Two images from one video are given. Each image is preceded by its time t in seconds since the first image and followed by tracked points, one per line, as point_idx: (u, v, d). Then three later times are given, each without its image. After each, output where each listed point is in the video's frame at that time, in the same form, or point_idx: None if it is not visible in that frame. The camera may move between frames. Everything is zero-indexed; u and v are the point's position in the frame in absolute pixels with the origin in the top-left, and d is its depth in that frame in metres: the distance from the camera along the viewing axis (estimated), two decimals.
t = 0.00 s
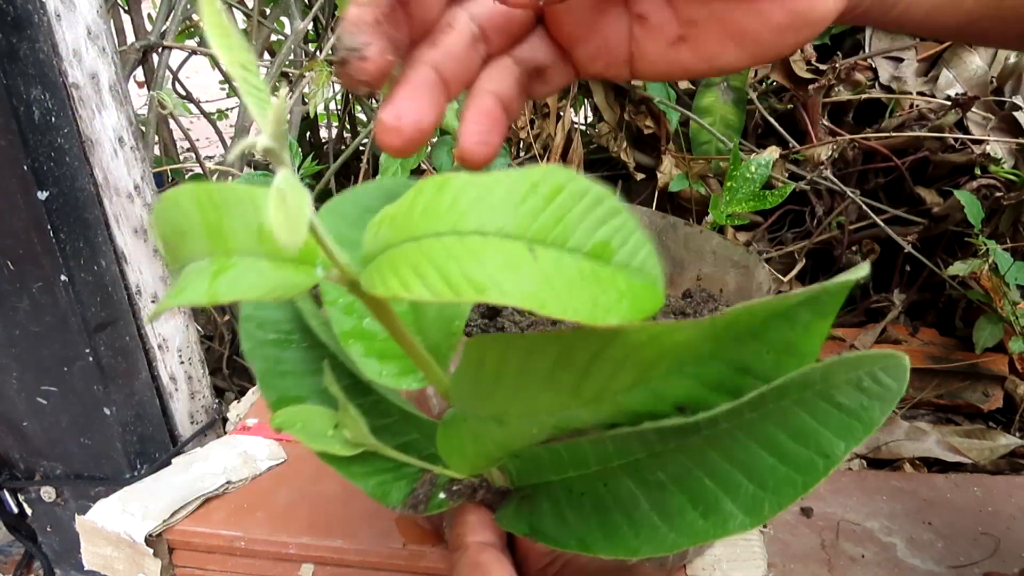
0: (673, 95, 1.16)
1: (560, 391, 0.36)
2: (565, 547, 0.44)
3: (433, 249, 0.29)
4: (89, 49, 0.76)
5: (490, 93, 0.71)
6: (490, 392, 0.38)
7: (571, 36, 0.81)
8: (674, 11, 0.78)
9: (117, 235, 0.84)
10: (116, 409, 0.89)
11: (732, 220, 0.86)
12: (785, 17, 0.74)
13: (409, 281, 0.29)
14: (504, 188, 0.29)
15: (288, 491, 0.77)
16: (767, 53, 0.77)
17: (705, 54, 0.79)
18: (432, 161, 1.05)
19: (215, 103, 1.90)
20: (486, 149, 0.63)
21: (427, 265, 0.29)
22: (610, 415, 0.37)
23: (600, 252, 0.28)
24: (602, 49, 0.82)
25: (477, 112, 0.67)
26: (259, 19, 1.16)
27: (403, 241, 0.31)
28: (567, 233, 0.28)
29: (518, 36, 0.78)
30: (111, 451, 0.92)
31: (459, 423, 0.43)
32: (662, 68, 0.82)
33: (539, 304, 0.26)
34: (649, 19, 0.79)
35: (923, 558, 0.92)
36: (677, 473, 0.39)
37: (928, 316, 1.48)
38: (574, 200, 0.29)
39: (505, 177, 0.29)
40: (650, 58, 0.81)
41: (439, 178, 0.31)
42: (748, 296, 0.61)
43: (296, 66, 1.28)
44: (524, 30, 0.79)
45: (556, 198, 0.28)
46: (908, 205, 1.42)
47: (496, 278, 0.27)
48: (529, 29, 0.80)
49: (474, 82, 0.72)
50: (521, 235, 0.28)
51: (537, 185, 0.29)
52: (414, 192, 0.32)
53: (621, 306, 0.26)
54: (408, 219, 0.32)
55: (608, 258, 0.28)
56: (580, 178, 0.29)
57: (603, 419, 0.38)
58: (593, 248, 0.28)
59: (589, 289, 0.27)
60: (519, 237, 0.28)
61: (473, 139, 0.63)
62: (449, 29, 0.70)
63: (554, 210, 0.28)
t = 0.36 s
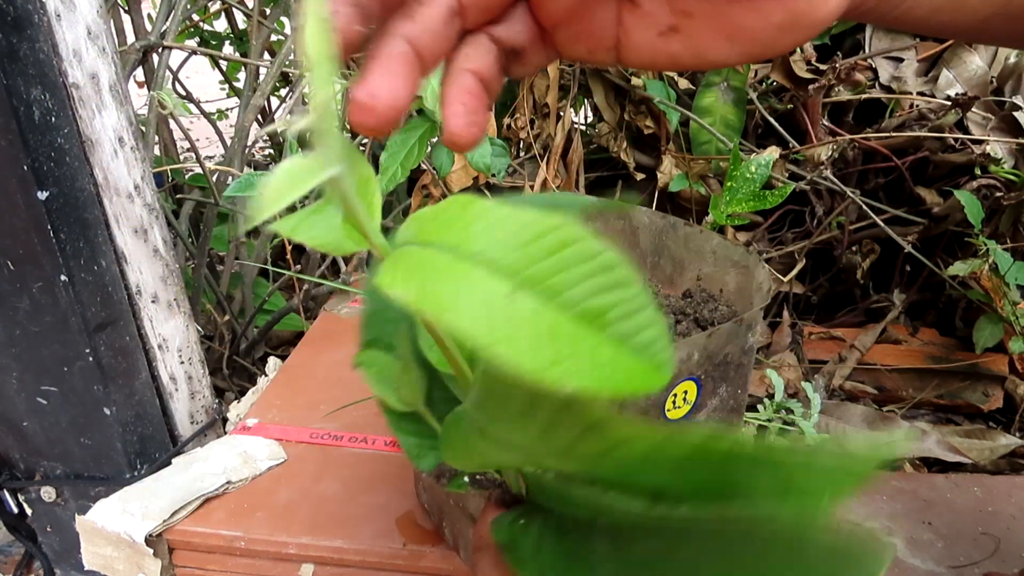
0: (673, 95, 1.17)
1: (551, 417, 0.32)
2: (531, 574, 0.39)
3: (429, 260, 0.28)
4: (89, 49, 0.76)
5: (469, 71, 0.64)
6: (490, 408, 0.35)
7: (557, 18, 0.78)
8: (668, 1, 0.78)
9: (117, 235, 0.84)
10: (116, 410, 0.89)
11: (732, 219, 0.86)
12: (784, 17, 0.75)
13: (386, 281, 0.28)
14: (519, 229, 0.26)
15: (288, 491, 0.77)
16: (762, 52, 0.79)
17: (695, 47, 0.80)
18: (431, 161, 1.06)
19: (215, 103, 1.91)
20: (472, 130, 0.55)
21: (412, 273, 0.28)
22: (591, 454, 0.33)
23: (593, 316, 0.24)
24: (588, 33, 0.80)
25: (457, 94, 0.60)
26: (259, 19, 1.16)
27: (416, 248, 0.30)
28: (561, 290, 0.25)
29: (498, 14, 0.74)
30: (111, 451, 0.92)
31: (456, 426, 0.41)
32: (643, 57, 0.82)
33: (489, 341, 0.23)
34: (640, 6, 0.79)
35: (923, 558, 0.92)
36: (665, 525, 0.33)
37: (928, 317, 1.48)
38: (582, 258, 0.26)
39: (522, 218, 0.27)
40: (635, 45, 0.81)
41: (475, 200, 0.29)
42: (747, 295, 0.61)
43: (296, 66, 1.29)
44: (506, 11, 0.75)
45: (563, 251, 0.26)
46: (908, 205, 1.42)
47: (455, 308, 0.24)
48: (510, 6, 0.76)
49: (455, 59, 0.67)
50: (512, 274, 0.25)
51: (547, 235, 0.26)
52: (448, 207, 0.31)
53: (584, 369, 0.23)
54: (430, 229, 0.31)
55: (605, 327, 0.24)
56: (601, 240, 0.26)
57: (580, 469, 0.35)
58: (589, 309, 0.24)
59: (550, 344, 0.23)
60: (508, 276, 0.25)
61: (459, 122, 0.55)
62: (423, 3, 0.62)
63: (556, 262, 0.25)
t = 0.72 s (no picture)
0: (674, 95, 1.17)
1: (541, 462, 0.35)
2: None
3: (438, 298, 0.31)
4: (89, 49, 0.76)
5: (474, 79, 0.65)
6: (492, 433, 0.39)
7: (562, 24, 0.77)
8: (678, 8, 0.77)
9: (117, 235, 0.84)
10: (116, 410, 0.89)
11: (732, 219, 0.86)
12: (796, 26, 0.74)
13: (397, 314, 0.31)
14: (527, 285, 0.28)
15: (288, 491, 0.77)
16: (771, 61, 0.78)
17: (704, 56, 0.79)
18: (431, 161, 1.05)
19: (215, 103, 1.91)
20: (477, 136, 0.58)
21: (422, 308, 0.31)
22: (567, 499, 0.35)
23: (586, 386, 0.28)
24: (593, 41, 0.80)
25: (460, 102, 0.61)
26: (259, 18, 1.16)
27: (428, 277, 0.32)
28: (560, 359, 0.28)
29: (502, 22, 0.74)
30: (111, 451, 0.92)
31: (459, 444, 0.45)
32: (650, 65, 0.81)
33: (479, 396, 0.27)
34: (648, 13, 0.77)
35: (923, 558, 0.92)
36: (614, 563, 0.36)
37: (928, 317, 1.48)
38: (588, 326, 0.27)
39: (532, 272, 0.28)
40: (642, 52, 0.80)
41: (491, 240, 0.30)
42: (747, 294, 0.61)
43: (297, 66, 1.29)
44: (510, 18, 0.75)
45: (570, 314, 0.27)
46: (908, 204, 1.42)
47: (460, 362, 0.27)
48: (514, 13, 0.75)
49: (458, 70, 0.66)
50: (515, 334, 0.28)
51: (556, 296, 0.28)
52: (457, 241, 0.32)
53: (570, 448, 0.27)
54: (444, 258, 0.32)
55: (602, 401, 0.28)
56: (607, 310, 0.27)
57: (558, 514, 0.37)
58: (582, 380, 0.28)
59: (544, 411, 0.27)
60: (511, 333, 0.28)
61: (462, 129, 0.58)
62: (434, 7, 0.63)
63: (560, 327, 0.28)
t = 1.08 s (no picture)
0: (674, 95, 1.16)
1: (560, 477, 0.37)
2: None
3: (458, 314, 0.32)
4: (89, 49, 0.76)
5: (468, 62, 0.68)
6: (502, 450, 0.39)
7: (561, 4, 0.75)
8: None
9: (117, 235, 0.84)
10: (116, 410, 0.89)
11: (732, 220, 0.86)
12: (812, 7, 0.71)
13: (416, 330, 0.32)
14: (555, 304, 0.30)
15: (288, 491, 0.77)
16: (783, 47, 0.75)
17: (712, 38, 0.75)
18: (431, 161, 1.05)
19: (215, 103, 1.91)
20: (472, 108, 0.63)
21: (441, 324, 0.32)
22: (585, 512, 0.36)
23: (614, 407, 0.30)
24: (591, 20, 0.76)
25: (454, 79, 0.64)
26: (259, 19, 1.16)
27: (446, 293, 0.33)
28: (589, 379, 0.30)
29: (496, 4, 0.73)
30: (111, 451, 0.92)
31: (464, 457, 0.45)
32: (649, 51, 0.77)
33: (507, 423, 0.28)
34: None
35: (923, 558, 0.92)
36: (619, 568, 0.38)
37: (928, 317, 1.48)
38: (618, 347, 0.30)
39: (561, 292, 0.30)
40: (643, 33, 0.76)
41: (515, 255, 0.32)
42: (747, 294, 0.61)
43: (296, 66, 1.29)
44: None
45: (601, 335, 0.30)
46: (908, 204, 1.42)
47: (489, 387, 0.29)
48: None
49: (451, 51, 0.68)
50: (542, 354, 0.30)
51: (588, 317, 0.29)
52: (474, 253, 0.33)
53: (599, 473, 0.29)
54: (463, 273, 0.33)
55: (631, 422, 0.30)
56: (638, 330, 0.30)
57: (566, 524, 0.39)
58: (612, 402, 0.30)
59: (573, 435, 0.29)
60: (538, 353, 0.30)
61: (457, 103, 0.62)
62: None
63: (589, 346, 0.30)
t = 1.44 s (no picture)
0: (674, 95, 1.16)
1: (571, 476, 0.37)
2: None
3: (480, 307, 0.31)
4: (89, 49, 0.76)
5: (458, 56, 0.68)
6: (512, 447, 0.39)
7: None
8: None
9: (117, 235, 0.84)
10: (116, 410, 0.89)
11: (732, 220, 0.86)
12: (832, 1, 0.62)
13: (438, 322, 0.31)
14: (580, 301, 0.30)
15: (288, 491, 0.77)
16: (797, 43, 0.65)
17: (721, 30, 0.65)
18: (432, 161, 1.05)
19: (215, 103, 1.91)
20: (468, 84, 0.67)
21: (463, 316, 0.31)
22: (600, 510, 0.36)
23: (633, 406, 0.29)
24: None
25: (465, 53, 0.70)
26: (260, 18, 1.16)
27: (467, 286, 0.33)
28: (610, 376, 0.29)
29: None
30: (111, 451, 0.92)
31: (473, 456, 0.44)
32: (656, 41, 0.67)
33: (528, 417, 0.28)
34: None
35: (923, 559, 0.92)
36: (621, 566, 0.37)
37: (928, 317, 1.48)
38: (641, 345, 0.30)
39: (586, 289, 0.30)
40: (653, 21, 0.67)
41: (540, 251, 0.32)
42: (747, 295, 0.61)
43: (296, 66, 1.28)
44: None
45: (624, 333, 0.30)
46: (908, 204, 1.42)
47: (513, 380, 0.28)
48: None
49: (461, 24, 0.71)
50: (565, 350, 0.29)
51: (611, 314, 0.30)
52: (499, 250, 0.33)
53: (615, 471, 0.28)
54: (486, 268, 0.33)
55: (649, 422, 0.30)
56: (660, 330, 0.30)
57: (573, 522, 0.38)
58: (632, 401, 0.29)
59: (592, 432, 0.28)
60: (561, 349, 0.29)
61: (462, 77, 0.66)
62: None
63: (612, 344, 0.29)
